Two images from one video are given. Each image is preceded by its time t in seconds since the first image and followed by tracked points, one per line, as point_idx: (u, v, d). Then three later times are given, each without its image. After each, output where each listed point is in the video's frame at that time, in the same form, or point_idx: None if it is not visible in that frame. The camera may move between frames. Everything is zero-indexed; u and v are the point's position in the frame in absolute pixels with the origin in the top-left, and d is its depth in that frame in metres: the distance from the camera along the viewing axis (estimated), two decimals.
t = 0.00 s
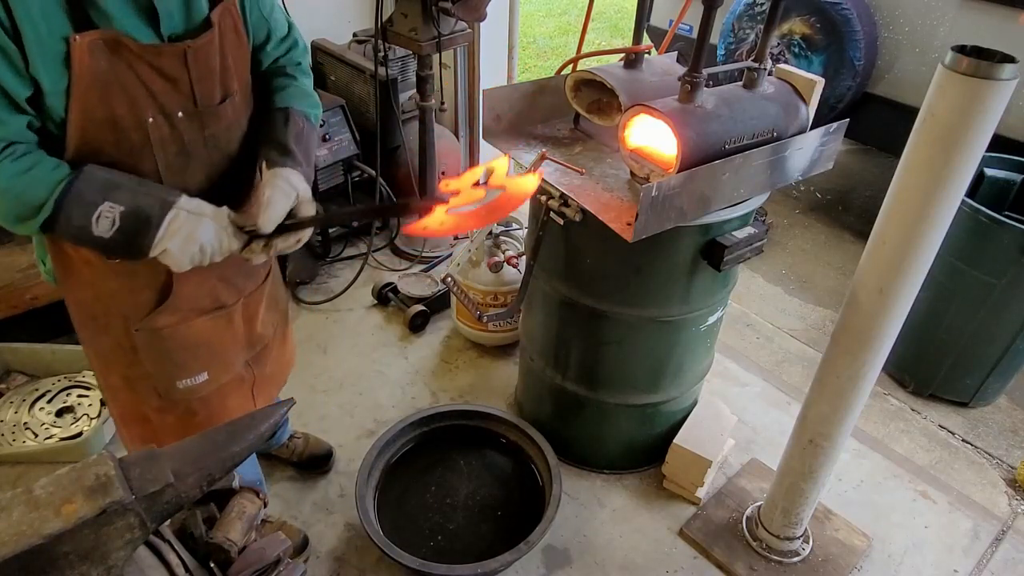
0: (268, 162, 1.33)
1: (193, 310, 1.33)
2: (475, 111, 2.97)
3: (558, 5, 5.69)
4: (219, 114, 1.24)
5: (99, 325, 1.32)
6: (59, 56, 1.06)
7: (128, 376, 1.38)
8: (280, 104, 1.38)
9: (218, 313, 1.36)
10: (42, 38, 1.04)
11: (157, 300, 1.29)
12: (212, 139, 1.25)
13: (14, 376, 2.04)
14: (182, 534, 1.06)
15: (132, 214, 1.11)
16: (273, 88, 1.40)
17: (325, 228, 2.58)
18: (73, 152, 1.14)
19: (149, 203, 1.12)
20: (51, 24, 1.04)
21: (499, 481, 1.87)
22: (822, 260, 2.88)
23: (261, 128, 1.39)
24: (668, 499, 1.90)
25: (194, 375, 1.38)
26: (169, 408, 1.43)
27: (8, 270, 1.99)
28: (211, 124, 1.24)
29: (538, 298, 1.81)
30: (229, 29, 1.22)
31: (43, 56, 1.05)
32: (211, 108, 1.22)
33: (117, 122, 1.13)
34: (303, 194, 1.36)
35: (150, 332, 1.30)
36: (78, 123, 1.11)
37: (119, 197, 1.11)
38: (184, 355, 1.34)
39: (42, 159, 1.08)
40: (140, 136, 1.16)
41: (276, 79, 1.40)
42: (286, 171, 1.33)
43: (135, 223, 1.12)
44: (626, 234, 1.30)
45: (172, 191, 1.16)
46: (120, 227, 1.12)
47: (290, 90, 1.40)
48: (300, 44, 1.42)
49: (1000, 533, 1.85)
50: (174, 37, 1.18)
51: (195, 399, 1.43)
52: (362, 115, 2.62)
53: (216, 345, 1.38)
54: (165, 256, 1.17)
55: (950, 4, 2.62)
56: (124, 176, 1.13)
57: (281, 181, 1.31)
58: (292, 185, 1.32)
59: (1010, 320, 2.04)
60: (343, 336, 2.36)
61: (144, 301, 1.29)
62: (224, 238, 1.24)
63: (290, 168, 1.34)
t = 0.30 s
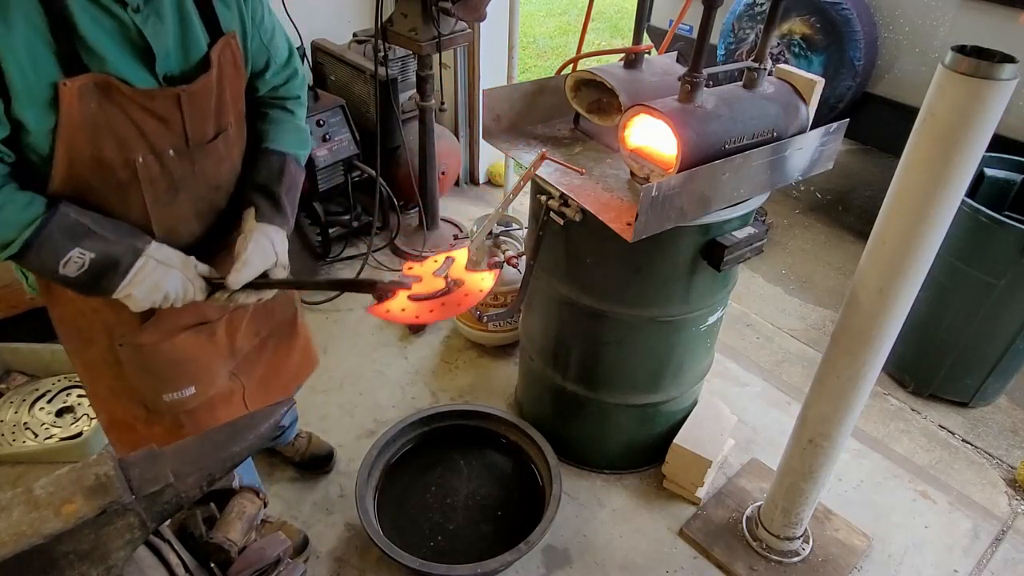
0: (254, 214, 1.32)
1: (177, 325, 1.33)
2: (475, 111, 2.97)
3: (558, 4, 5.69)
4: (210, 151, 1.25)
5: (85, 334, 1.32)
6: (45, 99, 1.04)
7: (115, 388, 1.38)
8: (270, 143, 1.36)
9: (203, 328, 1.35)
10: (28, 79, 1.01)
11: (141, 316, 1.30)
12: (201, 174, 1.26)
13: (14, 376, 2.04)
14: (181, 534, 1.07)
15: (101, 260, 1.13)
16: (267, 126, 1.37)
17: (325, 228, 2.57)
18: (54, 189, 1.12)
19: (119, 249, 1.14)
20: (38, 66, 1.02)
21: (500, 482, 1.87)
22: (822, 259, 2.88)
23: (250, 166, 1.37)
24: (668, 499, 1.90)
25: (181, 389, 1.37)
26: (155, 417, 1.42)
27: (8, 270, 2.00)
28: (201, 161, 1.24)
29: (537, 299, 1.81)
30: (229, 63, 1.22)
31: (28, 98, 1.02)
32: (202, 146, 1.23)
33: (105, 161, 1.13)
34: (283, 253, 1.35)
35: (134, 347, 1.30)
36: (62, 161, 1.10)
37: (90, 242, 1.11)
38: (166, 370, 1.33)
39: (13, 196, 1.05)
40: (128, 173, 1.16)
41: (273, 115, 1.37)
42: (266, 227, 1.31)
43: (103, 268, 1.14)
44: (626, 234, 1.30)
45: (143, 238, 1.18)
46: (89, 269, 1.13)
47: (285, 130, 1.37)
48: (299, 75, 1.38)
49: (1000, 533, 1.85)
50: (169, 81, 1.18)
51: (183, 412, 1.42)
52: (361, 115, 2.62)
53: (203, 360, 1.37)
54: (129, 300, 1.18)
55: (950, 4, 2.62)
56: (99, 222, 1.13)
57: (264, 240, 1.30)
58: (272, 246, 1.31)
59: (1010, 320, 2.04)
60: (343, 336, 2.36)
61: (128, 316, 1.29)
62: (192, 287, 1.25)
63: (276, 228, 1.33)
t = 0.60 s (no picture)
0: (255, 244, 1.33)
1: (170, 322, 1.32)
2: (475, 111, 2.97)
3: (558, 5, 5.69)
4: (220, 184, 1.24)
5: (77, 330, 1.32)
6: (68, 130, 1.04)
7: (108, 382, 1.39)
8: (278, 176, 1.35)
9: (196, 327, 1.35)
10: (54, 111, 1.02)
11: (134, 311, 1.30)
12: (209, 204, 1.25)
13: (14, 376, 2.04)
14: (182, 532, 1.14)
15: (101, 278, 1.13)
16: (277, 156, 1.35)
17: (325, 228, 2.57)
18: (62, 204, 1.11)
19: (119, 269, 1.14)
20: (66, 100, 1.02)
21: (500, 482, 1.87)
22: (822, 259, 2.88)
23: (255, 195, 1.36)
24: (668, 499, 1.90)
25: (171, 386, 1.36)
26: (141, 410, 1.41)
27: (8, 270, 2.00)
28: (210, 191, 1.23)
29: (538, 299, 1.81)
30: (249, 101, 1.22)
31: (51, 128, 1.02)
32: (213, 179, 1.22)
33: (117, 187, 1.12)
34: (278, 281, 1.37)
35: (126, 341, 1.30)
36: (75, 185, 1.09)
37: (92, 262, 1.11)
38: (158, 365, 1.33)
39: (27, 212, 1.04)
40: (138, 199, 1.15)
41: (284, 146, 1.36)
42: (266, 260, 1.32)
43: (103, 284, 1.14)
44: (626, 234, 1.30)
45: (142, 258, 1.18)
46: (89, 283, 1.13)
47: (294, 164, 1.36)
48: (317, 108, 1.37)
49: (1000, 532, 1.85)
50: (193, 124, 1.18)
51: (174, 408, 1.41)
52: (361, 115, 2.62)
53: (195, 358, 1.36)
54: (122, 314, 1.20)
55: (950, 4, 2.62)
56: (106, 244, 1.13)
57: (263, 271, 1.31)
58: (271, 279, 1.33)
59: (1010, 320, 2.04)
60: (343, 336, 2.36)
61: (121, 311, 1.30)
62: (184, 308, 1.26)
63: (275, 261, 1.35)
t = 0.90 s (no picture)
0: (269, 257, 1.35)
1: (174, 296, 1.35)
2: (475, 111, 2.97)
3: (558, 5, 5.69)
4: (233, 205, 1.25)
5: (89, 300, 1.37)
6: (100, 152, 1.08)
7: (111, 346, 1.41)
8: (296, 199, 1.36)
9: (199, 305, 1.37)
10: (91, 139, 1.06)
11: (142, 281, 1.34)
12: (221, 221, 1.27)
13: (14, 376, 2.04)
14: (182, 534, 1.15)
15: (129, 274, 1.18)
16: (298, 179, 1.36)
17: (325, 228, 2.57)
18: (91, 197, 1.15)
19: (148, 266, 1.19)
20: (103, 131, 1.06)
21: (500, 482, 1.87)
22: (823, 259, 2.88)
23: (271, 211, 1.37)
24: (667, 499, 1.90)
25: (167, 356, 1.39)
26: (145, 390, 1.45)
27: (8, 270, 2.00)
28: (224, 211, 1.25)
29: (538, 299, 1.81)
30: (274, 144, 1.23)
31: (87, 149, 1.07)
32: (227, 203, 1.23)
33: (135, 197, 1.16)
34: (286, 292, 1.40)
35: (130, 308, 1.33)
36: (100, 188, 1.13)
37: (123, 257, 1.16)
38: (161, 335, 1.36)
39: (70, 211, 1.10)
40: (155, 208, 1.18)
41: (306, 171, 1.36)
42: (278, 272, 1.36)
43: (129, 281, 1.19)
44: (626, 234, 1.30)
45: (169, 257, 1.22)
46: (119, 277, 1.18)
47: (313, 188, 1.37)
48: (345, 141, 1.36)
49: (1000, 533, 1.85)
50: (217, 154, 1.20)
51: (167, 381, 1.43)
52: (361, 115, 2.62)
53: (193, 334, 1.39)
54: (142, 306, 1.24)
55: (950, 4, 2.62)
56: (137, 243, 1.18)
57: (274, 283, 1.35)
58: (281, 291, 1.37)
59: (1010, 320, 2.04)
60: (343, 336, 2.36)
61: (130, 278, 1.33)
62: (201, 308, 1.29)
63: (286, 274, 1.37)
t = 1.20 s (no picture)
0: (290, 295, 1.46)
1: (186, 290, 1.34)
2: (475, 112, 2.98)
3: (558, 5, 5.69)
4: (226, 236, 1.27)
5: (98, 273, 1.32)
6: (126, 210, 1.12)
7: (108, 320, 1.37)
8: (307, 236, 1.41)
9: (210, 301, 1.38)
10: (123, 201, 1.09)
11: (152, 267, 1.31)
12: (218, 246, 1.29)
13: (14, 376, 2.04)
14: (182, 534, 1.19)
15: (174, 332, 1.26)
16: (307, 218, 1.38)
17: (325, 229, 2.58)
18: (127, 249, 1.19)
19: (191, 321, 1.28)
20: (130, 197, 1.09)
21: (499, 481, 1.87)
22: (823, 259, 2.88)
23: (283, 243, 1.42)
24: (667, 499, 1.90)
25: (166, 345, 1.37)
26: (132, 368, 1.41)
27: (8, 270, 2.00)
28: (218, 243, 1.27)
29: (537, 300, 1.81)
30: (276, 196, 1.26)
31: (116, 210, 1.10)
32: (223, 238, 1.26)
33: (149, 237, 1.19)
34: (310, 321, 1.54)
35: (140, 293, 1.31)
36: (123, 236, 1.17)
37: (170, 318, 1.24)
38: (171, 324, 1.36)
39: (126, 271, 1.15)
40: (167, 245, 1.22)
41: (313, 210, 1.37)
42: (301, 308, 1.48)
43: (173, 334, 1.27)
44: (626, 234, 1.30)
45: (208, 312, 1.31)
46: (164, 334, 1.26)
47: (321, 223, 1.40)
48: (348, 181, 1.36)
49: (1000, 533, 1.85)
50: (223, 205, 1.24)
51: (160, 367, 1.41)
52: (361, 115, 2.62)
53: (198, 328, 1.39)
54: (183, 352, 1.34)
55: (950, 3, 2.62)
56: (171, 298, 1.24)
57: (299, 318, 1.48)
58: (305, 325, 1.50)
59: (1010, 320, 2.04)
60: (343, 336, 2.36)
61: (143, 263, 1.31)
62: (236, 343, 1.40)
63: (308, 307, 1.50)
